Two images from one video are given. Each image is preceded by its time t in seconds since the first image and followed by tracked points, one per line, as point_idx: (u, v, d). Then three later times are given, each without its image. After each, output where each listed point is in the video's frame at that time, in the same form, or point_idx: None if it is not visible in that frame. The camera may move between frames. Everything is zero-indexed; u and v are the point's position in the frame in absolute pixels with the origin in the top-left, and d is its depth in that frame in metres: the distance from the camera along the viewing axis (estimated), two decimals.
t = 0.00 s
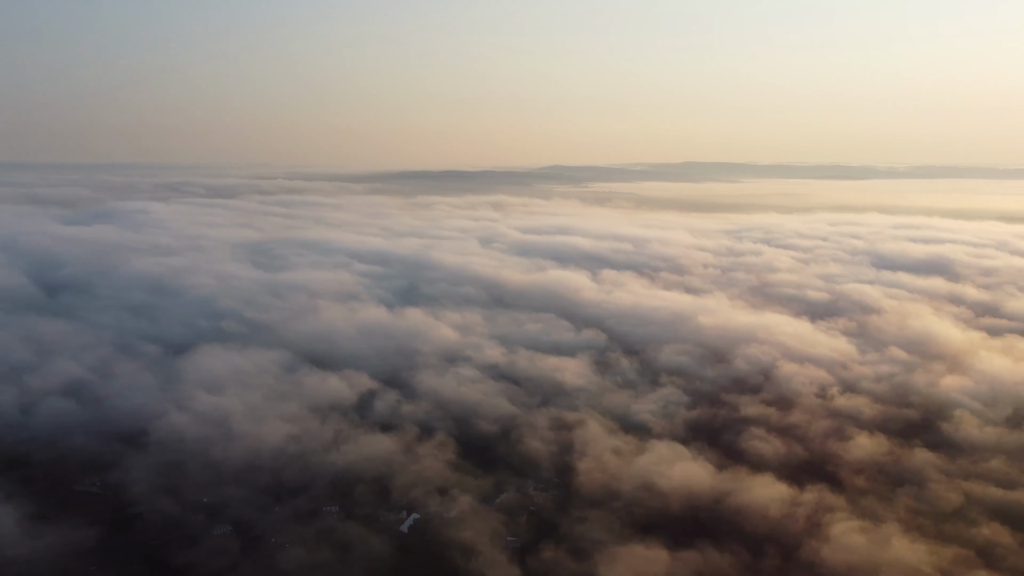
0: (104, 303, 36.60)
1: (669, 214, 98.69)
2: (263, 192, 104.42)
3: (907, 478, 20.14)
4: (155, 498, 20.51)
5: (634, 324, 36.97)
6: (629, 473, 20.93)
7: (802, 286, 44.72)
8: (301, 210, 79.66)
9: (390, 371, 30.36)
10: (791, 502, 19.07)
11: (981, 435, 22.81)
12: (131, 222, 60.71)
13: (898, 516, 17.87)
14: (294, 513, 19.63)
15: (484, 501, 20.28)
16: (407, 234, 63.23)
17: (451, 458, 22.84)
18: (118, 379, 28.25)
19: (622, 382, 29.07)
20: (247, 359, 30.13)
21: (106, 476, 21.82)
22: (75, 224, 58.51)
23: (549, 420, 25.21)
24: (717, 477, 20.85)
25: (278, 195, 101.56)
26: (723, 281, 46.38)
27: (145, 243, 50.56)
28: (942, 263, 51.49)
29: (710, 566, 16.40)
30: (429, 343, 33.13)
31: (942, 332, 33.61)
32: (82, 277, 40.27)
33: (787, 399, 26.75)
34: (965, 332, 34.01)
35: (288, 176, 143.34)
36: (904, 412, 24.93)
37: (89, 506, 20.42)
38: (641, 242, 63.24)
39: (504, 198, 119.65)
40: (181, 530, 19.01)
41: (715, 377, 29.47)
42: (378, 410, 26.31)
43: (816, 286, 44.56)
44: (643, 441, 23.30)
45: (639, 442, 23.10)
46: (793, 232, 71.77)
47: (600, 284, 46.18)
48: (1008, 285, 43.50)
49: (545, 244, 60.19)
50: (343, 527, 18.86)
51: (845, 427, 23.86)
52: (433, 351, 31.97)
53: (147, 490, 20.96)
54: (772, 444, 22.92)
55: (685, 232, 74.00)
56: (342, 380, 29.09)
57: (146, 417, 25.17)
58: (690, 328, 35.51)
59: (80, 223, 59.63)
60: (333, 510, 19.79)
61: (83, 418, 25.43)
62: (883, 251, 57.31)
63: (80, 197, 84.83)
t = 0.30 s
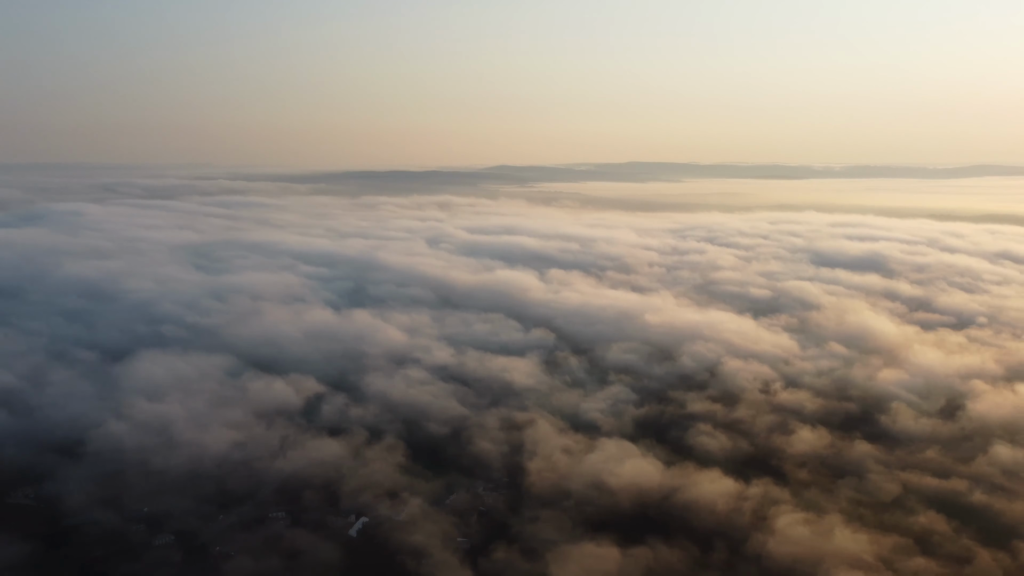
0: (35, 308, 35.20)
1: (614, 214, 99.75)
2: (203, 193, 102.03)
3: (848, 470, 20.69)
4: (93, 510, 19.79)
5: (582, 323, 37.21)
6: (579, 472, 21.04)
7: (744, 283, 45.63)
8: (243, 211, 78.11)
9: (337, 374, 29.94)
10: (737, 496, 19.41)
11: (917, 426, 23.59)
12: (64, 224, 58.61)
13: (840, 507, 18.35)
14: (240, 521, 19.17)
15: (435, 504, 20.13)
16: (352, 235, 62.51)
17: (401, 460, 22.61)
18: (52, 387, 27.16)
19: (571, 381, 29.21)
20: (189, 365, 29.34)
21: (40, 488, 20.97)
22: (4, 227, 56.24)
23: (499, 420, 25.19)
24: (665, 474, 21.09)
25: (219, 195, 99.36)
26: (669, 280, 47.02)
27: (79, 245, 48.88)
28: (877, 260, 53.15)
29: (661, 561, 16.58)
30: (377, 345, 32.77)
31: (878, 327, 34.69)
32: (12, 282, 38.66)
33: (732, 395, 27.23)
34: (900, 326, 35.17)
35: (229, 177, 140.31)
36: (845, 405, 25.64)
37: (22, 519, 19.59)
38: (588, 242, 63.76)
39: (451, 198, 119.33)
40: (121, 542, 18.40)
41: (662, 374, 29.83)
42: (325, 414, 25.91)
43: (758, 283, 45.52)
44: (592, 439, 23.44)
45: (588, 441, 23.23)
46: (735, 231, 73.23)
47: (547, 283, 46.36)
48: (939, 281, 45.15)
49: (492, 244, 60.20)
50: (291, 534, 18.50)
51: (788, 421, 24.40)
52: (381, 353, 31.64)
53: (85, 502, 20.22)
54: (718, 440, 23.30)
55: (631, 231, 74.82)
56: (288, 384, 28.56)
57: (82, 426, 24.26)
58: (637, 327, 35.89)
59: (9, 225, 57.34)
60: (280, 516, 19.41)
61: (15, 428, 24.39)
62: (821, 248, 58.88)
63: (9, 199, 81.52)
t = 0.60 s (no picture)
0: None
1: (562, 213, 100.29)
2: (143, 194, 99.25)
3: (794, 463, 21.16)
4: (29, 523, 19.01)
5: (533, 322, 37.28)
6: (532, 472, 21.05)
7: (691, 281, 46.31)
8: (185, 212, 76.26)
9: (285, 378, 29.41)
10: (687, 492, 19.65)
11: (858, 419, 24.26)
12: None
13: (787, 500, 18.74)
14: (185, 531, 18.64)
15: (387, 508, 19.90)
16: (298, 236, 61.53)
17: (351, 464, 22.31)
18: None
19: (522, 381, 29.25)
20: (129, 372, 28.45)
21: None
22: None
23: (451, 422, 25.05)
24: (616, 472, 21.26)
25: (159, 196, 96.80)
26: (617, 279, 47.46)
27: (11, 249, 47.06)
28: (817, 258, 54.50)
29: (614, 559, 16.68)
30: (325, 347, 32.32)
31: (820, 323, 35.56)
32: None
33: (681, 392, 27.60)
34: (840, 322, 36.13)
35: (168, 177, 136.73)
36: (789, 400, 26.21)
37: None
38: (536, 241, 64.00)
39: (398, 198, 118.51)
40: (59, 556, 17.72)
41: (612, 373, 30.08)
42: (273, 419, 25.43)
43: (704, 282, 46.24)
44: (544, 439, 23.51)
45: (540, 440, 23.27)
46: (681, 229, 74.29)
47: (497, 283, 46.35)
48: (877, 278, 46.53)
49: (441, 244, 59.95)
50: (240, 543, 18.07)
51: (735, 416, 24.85)
52: (329, 356, 31.16)
53: (19, 515, 19.41)
54: (668, 437, 23.59)
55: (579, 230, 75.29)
56: (234, 390, 27.93)
57: (16, 436, 23.29)
58: (586, 326, 36.13)
59: None
60: (228, 525, 18.96)
61: None
62: (764, 247, 60.18)
63: None
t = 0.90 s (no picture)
0: None
1: (512, 213, 100.38)
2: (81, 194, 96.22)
3: (743, 458, 21.53)
4: None
5: (485, 323, 37.23)
6: (486, 473, 21.00)
7: (641, 280, 46.82)
8: (125, 213, 74.19)
9: (232, 382, 28.80)
10: (640, 489, 19.83)
11: (804, 413, 24.83)
12: None
13: (737, 495, 19.05)
14: (129, 542, 18.10)
15: (340, 513, 19.64)
16: (244, 238, 60.35)
17: (302, 469, 21.95)
18: None
19: (475, 381, 29.18)
20: (69, 379, 27.52)
21: None
22: None
23: (403, 424, 24.85)
24: (570, 471, 21.34)
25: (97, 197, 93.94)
26: (568, 278, 47.71)
27: None
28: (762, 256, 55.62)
29: (569, 558, 16.73)
30: (274, 351, 31.77)
31: (766, 320, 36.29)
32: None
33: (632, 390, 27.87)
34: (786, 319, 36.91)
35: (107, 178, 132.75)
36: (738, 396, 26.67)
37: None
38: (487, 241, 63.98)
39: (347, 199, 117.16)
40: None
41: (564, 372, 30.21)
42: (221, 425, 24.89)
43: (653, 280, 46.78)
44: (497, 439, 23.48)
45: (494, 441, 23.24)
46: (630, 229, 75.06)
47: (449, 284, 46.17)
48: (819, 275, 47.70)
49: (391, 245, 59.47)
50: (187, 553, 17.61)
51: (685, 413, 25.19)
52: (278, 360, 30.61)
53: None
54: (620, 434, 23.79)
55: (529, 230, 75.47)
56: (180, 396, 27.26)
57: None
58: (538, 325, 36.23)
59: None
60: (174, 535, 18.47)
61: None
62: (711, 245, 61.13)
63: None
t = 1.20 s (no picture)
0: None
1: (463, 214, 100.16)
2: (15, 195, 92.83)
3: (694, 455, 21.83)
4: None
5: (437, 324, 37.04)
6: (440, 475, 20.88)
7: (592, 280, 47.13)
8: (62, 215, 71.80)
9: (178, 388, 28.11)
10: (594, 488, 19.95)
11: (753, 409, 25.29)
12: None
13: (689, 491, 19.30)
14: (71, 556, 17.50)
15: (292, 519, 19.31)
16: (189, 240, 58.97)
17: (253, 476, 21.53)
18: None
19: (428, 383, 29.00)
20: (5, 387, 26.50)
21: None
22: None
23: (356, 428, 24.55)
24: (524, 471, 21.36)
25: (32, 198, 90.70)
26: (520, 278, 47.78)
27: None
28: (710, 255, 56.50)
29: (525, 559, 16.73)
30: (221, 355, 31.10)
31: (715, 318, 36.87)
32: None
33: (585, 389, 28.03)
34: (734, 316, 37.56)
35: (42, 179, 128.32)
36: (689, 393, 27.03)
37: None
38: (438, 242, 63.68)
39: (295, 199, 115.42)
40: None
41: (518, 372, 30.22)
42: (167, 433, 24.27)
43: (604, 280, 47.12)
44: (452, 441, 23.37)
45: (448, 443, 23.12)
46: (580, 228, 75.55)
47: (400, 285, 45.82)
48: (765, 273, 48.67)
49: (341, 246, 58.77)
50: (133, 566, 17.11)
51: (637, 411, 25.43)
52: (226, 365, 29.98)
53: None
54: (573, 433, 23.89)
55: (480, 231, 75.41)
56: (123, 403, 26.49)
57: None
58: (491, 326, 36.18)
59: None
60: (119, 547, 17.92)
61: None
62: (660, 244, 61.89)
63: None
